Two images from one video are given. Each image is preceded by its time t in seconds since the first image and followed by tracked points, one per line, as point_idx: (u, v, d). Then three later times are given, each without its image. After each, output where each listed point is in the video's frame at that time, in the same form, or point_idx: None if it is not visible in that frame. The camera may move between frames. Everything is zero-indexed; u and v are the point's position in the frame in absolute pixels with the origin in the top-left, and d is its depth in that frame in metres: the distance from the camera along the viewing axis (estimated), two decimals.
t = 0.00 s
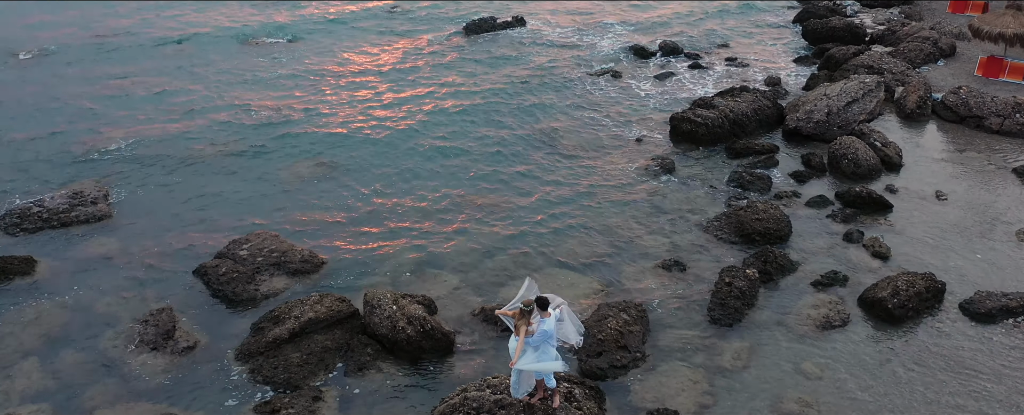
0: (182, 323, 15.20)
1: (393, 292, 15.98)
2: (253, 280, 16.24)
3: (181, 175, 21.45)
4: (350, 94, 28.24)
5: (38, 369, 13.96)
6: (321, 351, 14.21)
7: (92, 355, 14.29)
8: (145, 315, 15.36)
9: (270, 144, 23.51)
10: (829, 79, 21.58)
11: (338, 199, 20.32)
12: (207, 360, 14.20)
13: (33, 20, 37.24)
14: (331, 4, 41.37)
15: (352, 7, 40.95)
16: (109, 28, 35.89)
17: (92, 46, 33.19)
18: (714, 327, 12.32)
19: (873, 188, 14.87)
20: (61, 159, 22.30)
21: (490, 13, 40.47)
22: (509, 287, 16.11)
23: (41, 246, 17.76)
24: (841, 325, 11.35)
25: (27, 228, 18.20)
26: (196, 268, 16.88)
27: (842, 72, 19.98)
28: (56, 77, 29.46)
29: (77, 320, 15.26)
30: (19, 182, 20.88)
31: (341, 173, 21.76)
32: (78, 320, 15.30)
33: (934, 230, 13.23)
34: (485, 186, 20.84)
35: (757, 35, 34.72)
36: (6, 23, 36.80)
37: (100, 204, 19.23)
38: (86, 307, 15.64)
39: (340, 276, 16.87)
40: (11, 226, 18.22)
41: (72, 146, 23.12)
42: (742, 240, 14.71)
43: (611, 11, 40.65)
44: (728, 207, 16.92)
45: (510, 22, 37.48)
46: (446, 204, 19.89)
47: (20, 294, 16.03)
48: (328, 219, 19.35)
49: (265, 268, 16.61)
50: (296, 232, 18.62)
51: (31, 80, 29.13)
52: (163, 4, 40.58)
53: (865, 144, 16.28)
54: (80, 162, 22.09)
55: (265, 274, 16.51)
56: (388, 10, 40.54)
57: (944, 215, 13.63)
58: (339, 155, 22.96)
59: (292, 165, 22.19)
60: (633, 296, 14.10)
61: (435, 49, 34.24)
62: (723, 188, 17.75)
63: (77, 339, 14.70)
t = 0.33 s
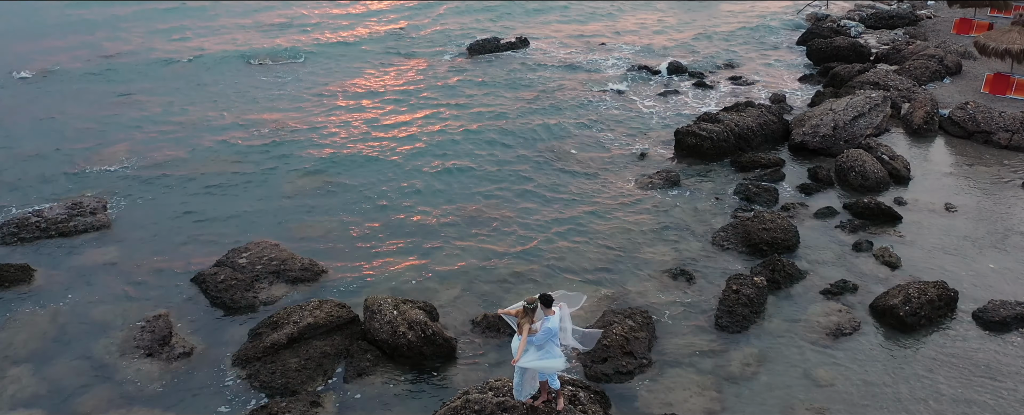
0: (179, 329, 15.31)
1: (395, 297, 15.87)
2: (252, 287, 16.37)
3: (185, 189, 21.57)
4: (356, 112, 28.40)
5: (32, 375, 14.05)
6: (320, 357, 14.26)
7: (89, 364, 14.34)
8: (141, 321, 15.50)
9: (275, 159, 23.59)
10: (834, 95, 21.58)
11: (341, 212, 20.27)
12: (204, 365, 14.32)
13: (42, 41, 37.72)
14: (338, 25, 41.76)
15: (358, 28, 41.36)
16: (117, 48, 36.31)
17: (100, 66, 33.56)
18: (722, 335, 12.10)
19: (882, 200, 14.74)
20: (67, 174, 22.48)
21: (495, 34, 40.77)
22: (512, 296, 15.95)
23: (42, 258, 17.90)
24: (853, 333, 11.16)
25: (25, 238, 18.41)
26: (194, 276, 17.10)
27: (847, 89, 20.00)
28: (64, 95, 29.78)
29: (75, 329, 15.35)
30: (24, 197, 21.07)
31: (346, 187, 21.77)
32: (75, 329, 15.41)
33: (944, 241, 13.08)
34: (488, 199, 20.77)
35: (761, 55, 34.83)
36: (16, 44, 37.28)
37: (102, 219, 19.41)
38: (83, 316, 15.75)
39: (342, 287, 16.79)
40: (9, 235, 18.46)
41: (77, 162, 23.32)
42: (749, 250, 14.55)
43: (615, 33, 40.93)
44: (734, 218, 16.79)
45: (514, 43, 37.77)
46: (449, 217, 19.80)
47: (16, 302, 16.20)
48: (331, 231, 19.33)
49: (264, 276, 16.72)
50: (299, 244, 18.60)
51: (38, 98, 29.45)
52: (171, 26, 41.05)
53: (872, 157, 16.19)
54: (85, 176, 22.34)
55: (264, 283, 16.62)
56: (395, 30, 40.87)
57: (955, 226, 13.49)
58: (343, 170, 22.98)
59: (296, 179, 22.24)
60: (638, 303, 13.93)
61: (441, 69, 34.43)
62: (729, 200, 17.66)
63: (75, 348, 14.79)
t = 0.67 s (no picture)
0: (175, 337, 15.45)
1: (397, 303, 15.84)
2: (251, 295, 16.50)
3: (188, 204, 21.65)
4: (361, 131, 28.50)
5: (25, 380, 14.19)
6: (319, 361, 14.30)
7: (82, 369, 14.48)
8: (138, 328, 15.68)
9: (278, 176, 23.62)
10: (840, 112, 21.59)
11: (345, 226, 20.27)
12: (199, 371, 14.48)
13: (51, 64, 38.16)
14: (344, 50, 42.18)
15: (364, 52, 41.71)
16: (125, 71, 36.68)
17: (109, 86, 34.13)
18: (730, 342, 11.91)
19: (891, 212, 14.63)
20: (70, 190, 22.62)
21: (500, 56, 41.22)
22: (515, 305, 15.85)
23: (39, 266, 18.22)
24: (864, 339, 10.98)
25: (23, 247, 18.70)
26: (192, 285, 17.33)
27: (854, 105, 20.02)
28: (71, 115, 30.05)
29: (70, 335, 15.54)
30: (28, 212, 21.21)
31: (349, 203, 21.76)
32: (68, 334, 15.66)
33: (955, 251, 12.95)
34: (492, 213, 20.73)
35: (767, 75, 34.82)
36: (25, 67, 37.72)
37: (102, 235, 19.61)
38: (79, 322, 15.99)
39: (343, 297, 16.83)
40: (8, 245, 18.74)
41: (82, 178, 23.50)
42: (757, 259, 14.39)
43: (620, 56, 41.15)
44: (741, 228, 16.69)
45: (519, 64, 37.82)
46: (452, 231, 19.73)
47: (13, 310, 16.44)
48: (334, 242, 19.34)
49: (264, 285, 16.86)
50: (302, 257, 18.60)
51: (45, 118, 29.69)
52: (179, 50, 41.47)
53: (881, 170, 16.11)
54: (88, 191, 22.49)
55: (263, 291, 16.75)
56: (401, 54, 41.20)
57: (965, 237, 13.37)
58: (347, 186, 23.01)
59: (299, 194, 22.26)
60: (642, 309, 13.80)
61: (446, 90, 34.60)
62: (735, 212, 17.55)
63: (68, 352, 15.03)
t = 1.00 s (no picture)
0: (172, 341, 15.44)
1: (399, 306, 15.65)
2: (249, 301, 16.49)
3: (190, 217, 21.62)
4: (366, 149, 28.58)
5: (18, 384, 14.21)
6: (317, 364, 14.17)
7: (75, 375, 14.48)
8: (134, 332, 15.68)
9: (282, 191, 23.63)
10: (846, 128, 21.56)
11: (348, 239, 20.20)
12: (194, 375, 14.42)
13: (61, 86, 38.78)
14: (349, 73, 42.48)
15: (369, 75, 42.03)
16: (132, 93, 37.06)
17: (117, 107, 34.62)
18: (738, 347, 11.70)
19: (901, 222, 14.51)
20: (74, 203, 22.66)
21: (504, 76, 41.60)
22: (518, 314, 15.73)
23: (37, 275, 18.28)
24: (875, 345, 10.81)
25: (20, 255, 18.78)
26: (191, 291, 17.34)
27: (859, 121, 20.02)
28: (77, 135, 30.23)
29: (65, 341, 15.61)
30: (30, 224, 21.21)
31: (351, 216, 21.71)
32: (63, 338, 15.73)
33: (967, 261, 12.81)
34: (495, 227, 20.64)
35: (771, 95, 34.85)
36: (34, 89, 38.05)
37: (104, 247, 19.65)
38: (75, 327, 16.09)
39: (343, 305, 16.78)
40: (5, 254, 18.84)
41: (86, 191, 23.56)
42: (764, 267, 14.23)
43: (624, 78, 41.31)
44: (747, 237, 16.57)
45: (522, 84, 37.98)
46: (456, 243, 19.67)
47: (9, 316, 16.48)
48: (337, 253, 19.34)
49: (263, 291, 16.84)
50: (304, 268, 18.52)
51: (52, 137, 29.84)
52: (186, 73, 41.83)
53: (889, 182, 16.04)
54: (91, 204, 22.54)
55: (263, 297, 16.73)
56: (406, 76, 41.48)
57: (976, 247, 13.23)
58: (350, 200, 23.00)
59: (303, 208, 22.25)
60: (647, 315, 13.66)
61: (450, 109, 34.74)
62: (741, 223, 17.42)
63: (61, 356, 15.10)
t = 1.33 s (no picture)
0: (169, 345, 15.32)
1: (401, 309, 15.50)
2: (248, 306, 16.35)
3: (194, 230, 21.61)
4: (370, 167, 28.71)
5: (13, 386, 14.08)
6: (317, 365, 13.99)
7: (72, 379, 14.24)
8: (130, 336, 15.58)
9: (286, 206, 23.64)
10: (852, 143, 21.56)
11: (351, 251, 20.13)
12: (191, 377, 14.25)
13: (69, 106, 39.24)
14: (355, 95, 42.85)
15: (375, 97, 42.40)
16: (138, 113, 37.45)
17: (123, 126, 34.98)
18: (746, 351, 11.53)
19: (910, 232, 14.41)
20: (79, 217, 22.68)
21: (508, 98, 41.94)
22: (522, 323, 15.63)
23: (36, 281, 18.23)
24: (886, 349, 10.68)
25: (19, 263, 18.70)
26: (190, 296, 17.24)
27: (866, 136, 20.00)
28: (83, 153, 30.45)
29: (64, 345, 15.47)
30: (32, 236, 21.23)
31: (355, 230, 21.69)
32: (60, 342, 15.62)
33: (977, 270, 12.70)
34: (499, 239, 20.54)
35: (775, 114, 34.91)
36: (42, 110, 38.41)
37: (106, 257, 19.60)
38: (71, 331, 16.00)
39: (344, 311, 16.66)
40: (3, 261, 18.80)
41: (91, 206, 23.62)
42: (771, 275, 14.08)
43: (627, 99, 41.52)
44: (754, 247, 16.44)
45: (525, 104, 38.31)
46: (459, 255, 19.58)
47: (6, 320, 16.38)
48: (339, 264, 19.31)
49: (263, 296, 16.67)
50: (306, 277, 18.42)
51: (59, 156, 30.07)
52: (193, 95, 42.32)
53: (897, 194, 15.96)
54: (95, 218, 22.59)
55: (262, 302, 16.57)
56: (411, 98, 41.86)
57: (987, 258, 13.12)
58: (353, 215, 23.00)
59: (306, 222, 22.27)
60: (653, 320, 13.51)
61: (455, 128, 34.91)
62: (747, 233, 17.29)
63: (58, 359, 14.96)
